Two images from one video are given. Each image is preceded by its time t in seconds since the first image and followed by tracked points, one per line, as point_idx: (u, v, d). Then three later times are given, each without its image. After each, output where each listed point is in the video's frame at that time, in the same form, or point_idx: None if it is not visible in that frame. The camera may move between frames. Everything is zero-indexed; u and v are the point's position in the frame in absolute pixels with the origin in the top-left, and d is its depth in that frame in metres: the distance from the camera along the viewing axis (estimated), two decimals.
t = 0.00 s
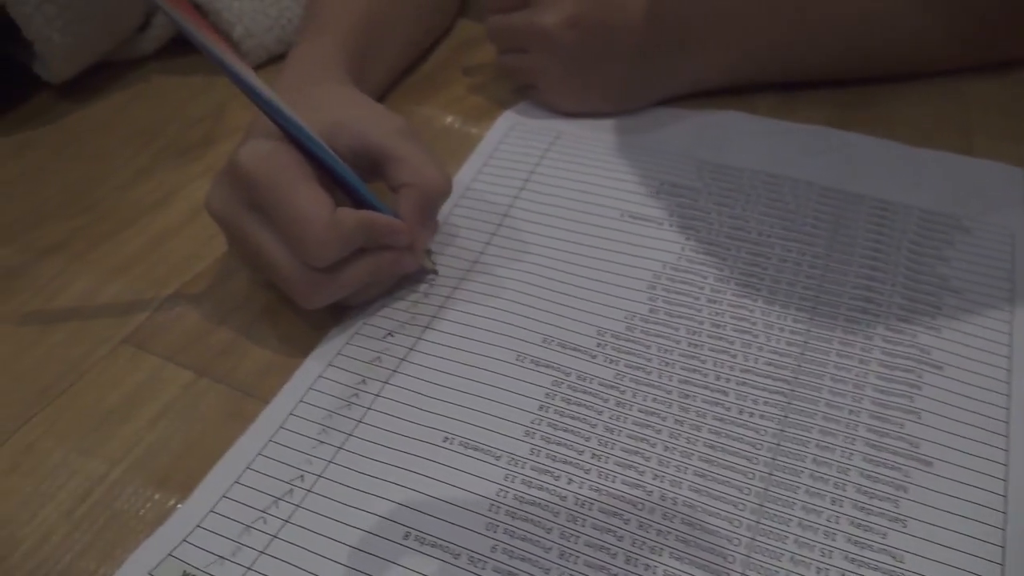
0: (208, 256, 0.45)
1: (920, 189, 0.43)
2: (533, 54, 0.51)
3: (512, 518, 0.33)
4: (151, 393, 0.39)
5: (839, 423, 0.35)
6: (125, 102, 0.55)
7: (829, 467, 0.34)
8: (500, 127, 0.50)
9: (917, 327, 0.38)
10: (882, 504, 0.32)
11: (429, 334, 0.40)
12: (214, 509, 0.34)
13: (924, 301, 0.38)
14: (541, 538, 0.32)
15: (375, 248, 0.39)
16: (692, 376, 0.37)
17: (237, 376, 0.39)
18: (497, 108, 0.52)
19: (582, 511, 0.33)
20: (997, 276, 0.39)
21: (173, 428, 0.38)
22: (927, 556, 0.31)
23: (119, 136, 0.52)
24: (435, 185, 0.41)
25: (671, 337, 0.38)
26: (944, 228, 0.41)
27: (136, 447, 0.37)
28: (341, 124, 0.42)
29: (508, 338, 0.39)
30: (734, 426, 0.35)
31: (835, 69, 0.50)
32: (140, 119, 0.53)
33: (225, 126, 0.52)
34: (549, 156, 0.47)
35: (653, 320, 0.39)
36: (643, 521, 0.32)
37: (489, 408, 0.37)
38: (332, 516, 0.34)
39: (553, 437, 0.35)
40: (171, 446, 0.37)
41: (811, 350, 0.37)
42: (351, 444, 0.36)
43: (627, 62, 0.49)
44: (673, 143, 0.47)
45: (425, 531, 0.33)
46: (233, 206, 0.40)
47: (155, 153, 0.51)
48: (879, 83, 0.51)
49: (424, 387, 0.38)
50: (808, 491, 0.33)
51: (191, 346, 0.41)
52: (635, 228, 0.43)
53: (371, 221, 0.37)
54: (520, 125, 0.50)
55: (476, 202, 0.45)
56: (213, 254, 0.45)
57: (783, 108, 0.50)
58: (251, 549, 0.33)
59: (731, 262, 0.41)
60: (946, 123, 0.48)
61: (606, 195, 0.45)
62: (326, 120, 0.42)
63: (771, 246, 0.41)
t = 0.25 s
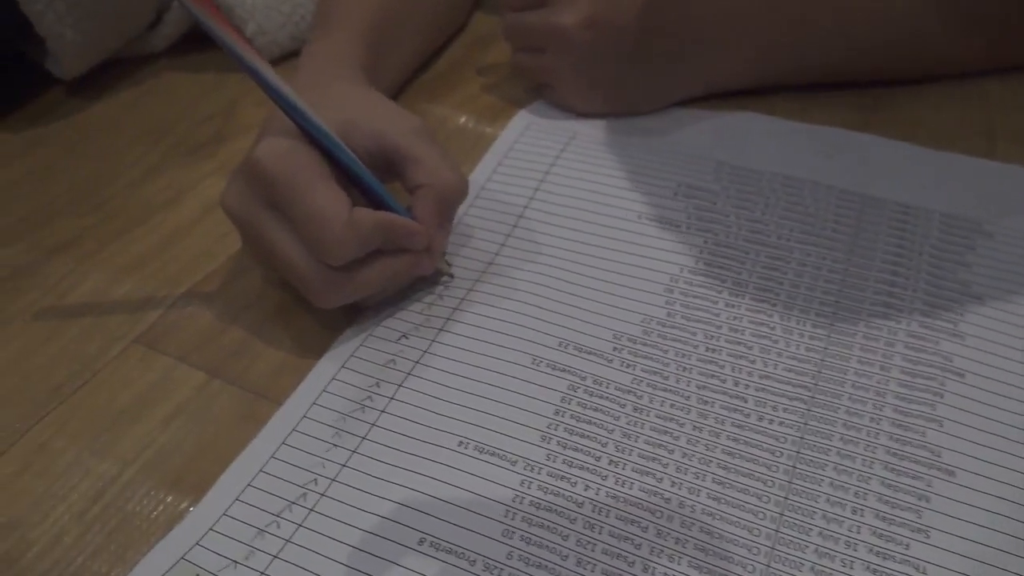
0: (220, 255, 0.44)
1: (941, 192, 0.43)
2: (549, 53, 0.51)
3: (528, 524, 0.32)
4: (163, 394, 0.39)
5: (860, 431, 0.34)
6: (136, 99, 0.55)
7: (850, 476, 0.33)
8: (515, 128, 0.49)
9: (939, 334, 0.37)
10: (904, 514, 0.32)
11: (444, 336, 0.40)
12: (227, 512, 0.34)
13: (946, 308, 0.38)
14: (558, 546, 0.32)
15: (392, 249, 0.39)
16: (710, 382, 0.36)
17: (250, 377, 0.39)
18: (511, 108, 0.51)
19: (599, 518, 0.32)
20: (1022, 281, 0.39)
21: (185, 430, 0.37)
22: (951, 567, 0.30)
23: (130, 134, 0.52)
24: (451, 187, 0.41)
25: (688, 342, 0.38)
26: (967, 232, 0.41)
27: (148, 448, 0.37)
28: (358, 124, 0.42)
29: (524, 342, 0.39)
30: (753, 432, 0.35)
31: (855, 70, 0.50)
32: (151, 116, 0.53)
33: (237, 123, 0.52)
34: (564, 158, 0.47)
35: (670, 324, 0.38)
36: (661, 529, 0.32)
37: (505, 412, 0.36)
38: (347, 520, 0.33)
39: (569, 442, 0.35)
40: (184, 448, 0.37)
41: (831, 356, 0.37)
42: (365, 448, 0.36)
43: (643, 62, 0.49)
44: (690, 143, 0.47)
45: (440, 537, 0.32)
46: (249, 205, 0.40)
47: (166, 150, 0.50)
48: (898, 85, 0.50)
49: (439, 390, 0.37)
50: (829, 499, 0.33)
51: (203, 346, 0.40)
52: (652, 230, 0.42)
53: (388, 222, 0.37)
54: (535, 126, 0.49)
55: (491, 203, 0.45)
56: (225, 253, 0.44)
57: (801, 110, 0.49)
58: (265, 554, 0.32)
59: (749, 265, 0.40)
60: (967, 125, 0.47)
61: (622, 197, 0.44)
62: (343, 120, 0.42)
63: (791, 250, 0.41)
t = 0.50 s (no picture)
0: (225, 254, 0.43)
1: (965, 194, 0.41)
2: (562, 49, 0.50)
3: (542, 534, 0.31)
4: (166, 397, 0.38)
5: (884, 441, 0.33)
6: (139, 93, 0.54)
7: (873, 487, 0.32)
8: (526, 126, 0.48)
9: (965, 340, 0.36)
10: (929, 527, 0.31)
11: (454, 339, 0.39)
12: (232, 520, 0.33)
13: (973, 314, 0.37)
14: (572, 556, 0.31)
15: (402, 250, 0.38)
16: (729, 389, 0.35)
17: (255, 381, 0.38)
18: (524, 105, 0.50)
19: (614, 529, 0.31)
20: None
21: (189, 434, 0.36)
22: None
23: (133, 129, 0.51)
24: (462, 186, 0.40)
25: (706, 348, 0.37)
26: (993, 236, 0.40)
27: (152, 453, 0.36)
28: (368, 122, 0.41)
29: (537, 345, 0.38)
30: (773, 441, 0.34)
31: (875, 68, 0.48)
32: (155, 111, 0.52)
33: (242, 119, 0.51)
34: (578, 157, 0.46)
35: (687, 329, 0.37)
36: (679, 540, 0.31)
37: (518, 418, 0.35)
38: (354, 529, 0.32)
39: (584, 450, 0.34)
40: (188, 453, 0.36)
41: (853, 363, 0.36)
42: (374, 454, 0.35)
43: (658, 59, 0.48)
44: (706, 143, 0.46)
45: (451, 546, 0.31)
46: (255, 200, 0.39)
47: (170, 146, 0.49)
48: (920, 83, 0.49)
49: (450, 395, 0.36)
50: (852, 511, 0.32)
51: (208, 348, 0.39)
52: (668, 232, 0.41)
53: (398, 221, 0.36)
54: (548, 124, 0.48)
55: (503, 203, 0.44)
56: (230, 253, 0.43)
57: (820, 108, 0.48)
58: (270, 562, 0.31)
59: (769, 269, 0.39)
60: (991, 125, 0.46)
61: (636, 197, 0.43)
62: (352, 117, 0.41)
63: (812, 254, 0.40)
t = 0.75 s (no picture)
0: (220, 251, 0.42)
1: (991, 190, 0.40)
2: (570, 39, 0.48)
3: (550, 546, 0.30)
4: (158, 399, 0.36)
5: (908, 450, 0.32)
6: (132, 82, 0.52)
7: (897, 497, 0.31)
8: (534, 118, 0.47)
9: (994, 345, 0.34)
10: (956, 540, 0.29)
11: (459, 341, 0.37)
12: (226, 529, 0.31)
13: (1002, 317, 0.35)
14: (581, 570, 0.29)
15: (403, 249, 0.36)
16: (746, 394, 0.34)
17: (251, 383, 0.36)
18: (531, 96, 0.49)
19: (625, 540, 0.30)
20: None
21: (181, 439, 0.35)
22: None
23: (125, 120, 0.49)
24: (467, 181, 0.38)
25: (722, 351, 0.35)
26: (1022, 234, 0.38)
27: (142, 458, 0.34)
28: (369, 115, 0.39)
29: (545, 348, 0.36)
30: (792, 449, 0.32)
31: (895, 60, 0.47)
32: (148, 101, 0.50)
33: (239, 109, 0.49)
34: (588, 151, 0.44)
35: (703, 331, 0.36)
36: (693, 553, 0.29)
37: (524, 423, 0.34)
38: (352, 540, 0.31)
39: (594, 458, 0.33)
40: (180, 459, 0.34)
41: (877, 368, 0.34)
42: (375, 461, 0.33)
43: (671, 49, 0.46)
44: (721, 137, 0.44)
45: (453, 558, 0.30)
46: (250, 197, 0.37)
47: (163, 138, 0.47)
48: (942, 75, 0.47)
49: (454, 399, 0.35)
50: (875, 523, 0.30)
51: (201, 349, 0.38)
52: (683, 229, 0.40)
53: (399, 219, 0.35)
54: (557, 116, 0.47)
55: (509, 199, 0.42)
56: (225, 249, 0.42)
57: (838, 101, 0.46)
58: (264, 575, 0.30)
59: (788, 269, 0.37)
60: (1017, 119, 0.44)
61: (648, 193, 0.41)
62: (353, 110, 0.40)
63: (833, 253, 0.38)
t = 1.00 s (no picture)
0: (216, 245, 0.40)
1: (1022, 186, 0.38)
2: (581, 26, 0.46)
3: (559, 558, 0.28)
4: (150, 401, 0.34)
5: (936, 459, 0.30)
6: (125, 69, 0.50)
7: (924, 509, 0.29)
8: (543, 110, 0.45)
9: None
10: (985, 553, 0.28)
11: (464, 342, 0.35)
12: (220, 537, 0.30)
13: None
14: None
15: (408, 246, 0.35)
16: (765, 400, 0.32)
17: (246, 384, 0.35)
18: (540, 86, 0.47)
19: (638, 552, 0.28)
20: None
21: (174, 443, 0.33)
22: None
23: (118, 108, 0.47)
24: (473, 175, 0.37)
25: (741, 355, 0.34)
26: None
27: (133, 463, 0.33)
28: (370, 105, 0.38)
29: (555, 349, 0.34)
30: (814, 458, 0.31)
31: (920, 49, 0.45)
32: (142, 89, 0.48)
33: (236, 98, 0.47)
34: (601, 144, 0.43)
35: (721, 333, 0.34)
36: (710, 567, 0.28)
37: (532, 429, 0.32)
38: (350, 550, 0.29)
39: (606, 465, 0.31)
40: (173, 464, 0.32)
41: (903, 374, 0.33)
42: (376, 467, 0.32)
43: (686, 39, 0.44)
44: (738, 131, 0.42)
45: (457, 570, 0.28)
46: (249, 190, 0.35)
47: (157, 127, 0.46)
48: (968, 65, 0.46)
49: (459, 403, 0.33)
50: (900, 535, 0.28)
51: (196, 348, 0.36)
52: (699, 227, 0.38)
53: (404, 214, 0.33)
54: (568, 108, 0.45)
55: (518, 194, 0.41)
56: (221, 244, 0.40)
57: (860, 93, 0.45)
58: None
59: (811, 268, 0.36)
60: None
61: (663, 189, 0.40)
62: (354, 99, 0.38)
63: (858, 252, 0.36)
